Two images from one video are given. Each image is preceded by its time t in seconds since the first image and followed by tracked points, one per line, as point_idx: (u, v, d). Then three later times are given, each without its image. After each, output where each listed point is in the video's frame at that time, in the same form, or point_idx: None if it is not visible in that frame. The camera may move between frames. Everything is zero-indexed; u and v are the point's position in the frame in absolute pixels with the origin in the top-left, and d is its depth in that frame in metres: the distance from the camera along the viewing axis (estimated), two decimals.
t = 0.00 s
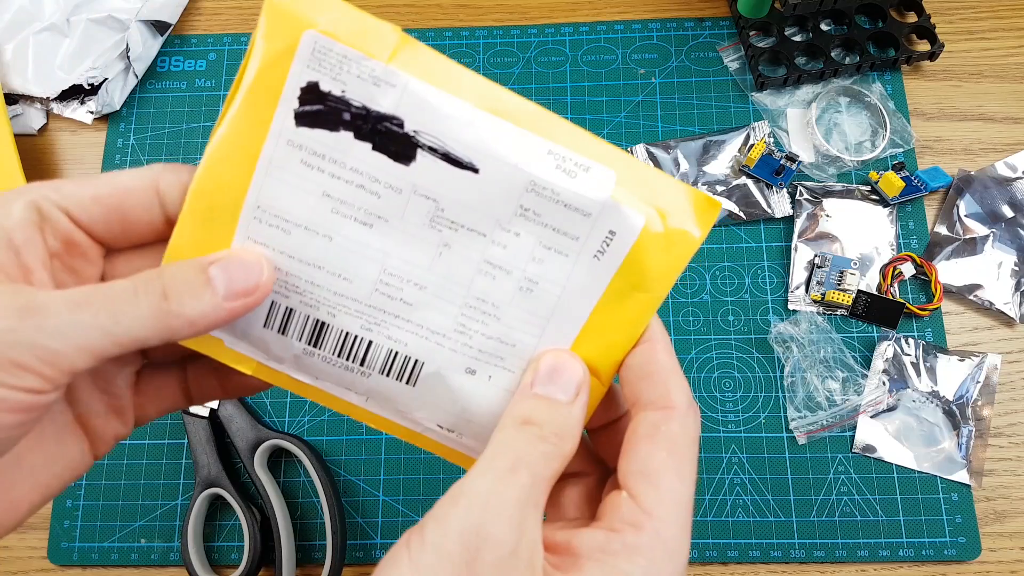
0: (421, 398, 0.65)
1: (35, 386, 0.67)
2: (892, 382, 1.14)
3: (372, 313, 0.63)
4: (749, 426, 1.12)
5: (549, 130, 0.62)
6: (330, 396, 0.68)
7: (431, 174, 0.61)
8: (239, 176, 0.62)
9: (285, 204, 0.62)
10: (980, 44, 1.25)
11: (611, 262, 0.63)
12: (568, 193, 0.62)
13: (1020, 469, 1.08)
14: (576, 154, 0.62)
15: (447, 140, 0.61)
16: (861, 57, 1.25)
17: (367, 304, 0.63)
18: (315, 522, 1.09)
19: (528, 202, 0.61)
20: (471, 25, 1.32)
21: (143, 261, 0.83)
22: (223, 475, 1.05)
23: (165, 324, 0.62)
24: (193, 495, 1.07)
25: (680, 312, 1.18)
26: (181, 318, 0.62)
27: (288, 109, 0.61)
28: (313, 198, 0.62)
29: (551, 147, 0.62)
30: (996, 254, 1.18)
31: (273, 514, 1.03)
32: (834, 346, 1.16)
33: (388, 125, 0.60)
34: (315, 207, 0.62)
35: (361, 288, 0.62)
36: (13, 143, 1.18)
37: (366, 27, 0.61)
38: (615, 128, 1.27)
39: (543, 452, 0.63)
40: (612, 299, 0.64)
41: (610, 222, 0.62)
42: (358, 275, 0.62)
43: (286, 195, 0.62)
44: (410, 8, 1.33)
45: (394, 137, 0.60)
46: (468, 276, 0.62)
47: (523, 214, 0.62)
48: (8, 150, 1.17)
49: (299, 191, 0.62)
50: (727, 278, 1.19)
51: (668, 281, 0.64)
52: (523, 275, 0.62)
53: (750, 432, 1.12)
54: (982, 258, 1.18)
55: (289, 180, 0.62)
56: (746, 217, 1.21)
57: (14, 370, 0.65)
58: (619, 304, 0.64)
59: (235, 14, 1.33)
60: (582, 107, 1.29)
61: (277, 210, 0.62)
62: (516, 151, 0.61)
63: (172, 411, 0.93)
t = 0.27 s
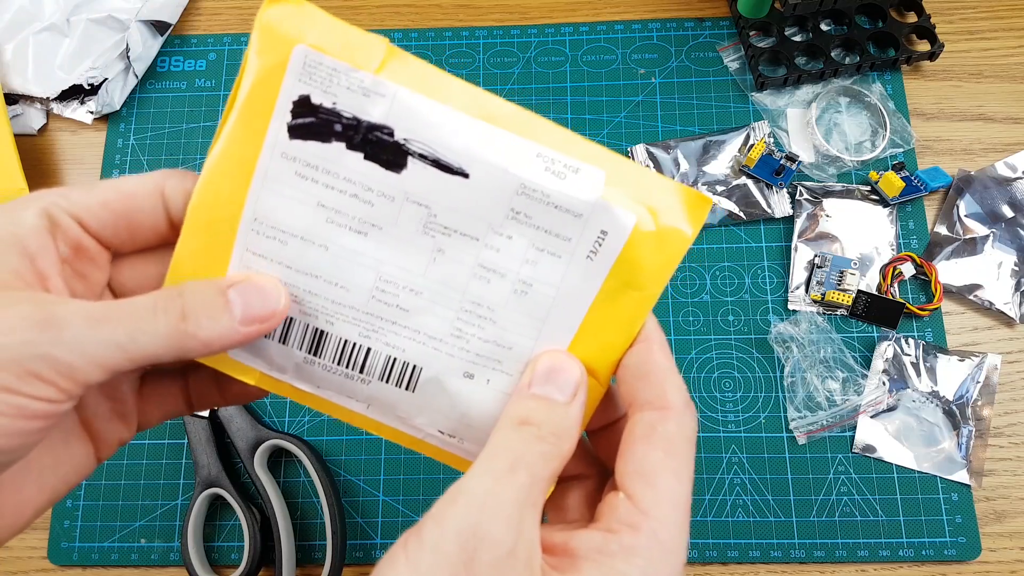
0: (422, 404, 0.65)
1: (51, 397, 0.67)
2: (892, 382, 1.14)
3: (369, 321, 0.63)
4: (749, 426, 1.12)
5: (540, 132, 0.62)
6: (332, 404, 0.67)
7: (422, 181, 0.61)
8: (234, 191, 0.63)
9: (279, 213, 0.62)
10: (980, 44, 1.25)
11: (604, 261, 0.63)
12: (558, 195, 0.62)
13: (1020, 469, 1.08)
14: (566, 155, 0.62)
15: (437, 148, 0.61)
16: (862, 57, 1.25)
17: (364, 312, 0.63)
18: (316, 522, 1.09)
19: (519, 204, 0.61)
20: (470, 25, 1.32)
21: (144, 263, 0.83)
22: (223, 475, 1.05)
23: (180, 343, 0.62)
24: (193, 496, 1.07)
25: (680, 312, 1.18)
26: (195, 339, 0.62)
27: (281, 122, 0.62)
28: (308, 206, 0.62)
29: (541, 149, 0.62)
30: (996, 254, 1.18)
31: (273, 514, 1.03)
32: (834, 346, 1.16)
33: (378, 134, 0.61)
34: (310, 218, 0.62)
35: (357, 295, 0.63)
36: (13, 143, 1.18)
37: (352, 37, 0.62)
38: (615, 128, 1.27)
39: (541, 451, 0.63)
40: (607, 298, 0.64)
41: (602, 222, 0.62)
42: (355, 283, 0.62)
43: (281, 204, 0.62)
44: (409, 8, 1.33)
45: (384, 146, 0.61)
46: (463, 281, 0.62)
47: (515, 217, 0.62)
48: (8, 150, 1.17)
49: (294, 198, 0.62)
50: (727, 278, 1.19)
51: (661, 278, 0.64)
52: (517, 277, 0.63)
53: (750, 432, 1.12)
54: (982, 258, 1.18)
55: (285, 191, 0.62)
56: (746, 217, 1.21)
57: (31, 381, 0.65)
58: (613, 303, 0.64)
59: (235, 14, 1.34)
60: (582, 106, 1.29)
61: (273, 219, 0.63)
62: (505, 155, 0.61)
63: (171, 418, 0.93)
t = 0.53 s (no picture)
0: (406, 410, 0.65)
1: (89, 371, 0.69)
2: (892, 382, 1.14)
3: (344, 328, 0.63)
4: (749, 426, 1.12)
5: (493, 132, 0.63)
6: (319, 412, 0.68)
7: (382, 190, 0.61)
8: (204, 209, 0.64)
9: (248, 221, 0.63)
10: (980, 44, 1.25)
11: (569, 253, 0.63)
12: (516, 189, 0.62)
13: (1019, 469, 1.08)
14: (520, 150, 0.62)
15: (394, 154, 0.61)
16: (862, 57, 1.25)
17: (337, 319, 0.63)
18: (315, 522, 1.09)
19: (479, 203, 0.62)
20: (470, 25, 1.32)
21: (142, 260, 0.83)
22: (223, 475, 1.05)
23: (212, 311, 0.62)
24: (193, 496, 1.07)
25: (680, 312, 1.18)
26: (228, 306, 0.62)
27: (239, 139, 0.62)
28: (273, 213, 0.63)
29: (495, 146, 0.62)
30: (996, 254, 1.18)
31: (272, 514, 1.03)
32: (834, 347, 1.16)
33: (336, 143, 0.61)
34: (278, 229, 0.63)
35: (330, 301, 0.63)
36: (13, 143, 1.18)
37: (303, 49, 0.63)
38: (614, 128, 1.27)
39: (519, 445, 0.63)
40: (576, 290, 0.64)
41: (563, 214, 0.62)
42: (326, 291, 0.63)
43: (249, 212, 0.63)
44: (409, 8, 1.34)
45: (341, 155, 0.61)
46: (433, 286, 0.63)
47: (477, 215, 0.62)
48: (8, 150, 1.17)
49: (262, 205, 0.63)
50: (727, 278, 1.19)
51: (628, 263, 0.64)
52: (485, 275, 0.63)
53: (750, 432, 1.12)
54: (982, 258, 1.18)
55: (247, 207, 0.63)
56: (746, 218, 1.21)
57: (69, 355, 0.67)
58: (581, 295, 0.64)
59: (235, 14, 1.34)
60: (582, 106, 1.28)
61: (243, 229, 0.63)
62: (460, 155, 0.62)
63: (178, 408, 0.93)
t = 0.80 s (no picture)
0: (400, 401, 0.65)
1: (100, 350, 0.68)
2: (892, 382, 1.14)
3: (343, 318, 0.63)
4: (749, 426, 1.12)
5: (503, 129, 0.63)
6: (314, 403, 0.67)
7: (388, 181, 0.62)
8: (210, 198, 0.64)
9: (253, 213, 0.64)
10: (980, 44, 1.25)
11: (570, 253, 0.63)
12: (521, 189, 0.62)
13: (1019, 469, 1.08)
14: (527, 151, 0.63)
15: (402, 148, 0.62)
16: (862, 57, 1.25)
17: (337, 309, 0.63)
18: (315, 522, 1.09)
19: (484, 201, 0.62)
20: (470, 25, 1.32)
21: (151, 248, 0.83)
22: (223, 475, 1.05)
23: (220, 296, 0.62)
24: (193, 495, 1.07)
25: (680, 312, 1.18)
26: (236, 292, 0.62)
27: (253, 129, 0.63)
28: (279, 209, 0.63)
29: (502, 144, 0.63)
30: (996, 254, 1.18)
31: (273, 514, 1.03)
32: (834, 347, 1.16)
33: (347, 135, 0.62)
34: (285, 218, 0.63)
35: (330, 292, 0.63)
36: (13, 143, 1.18)
37: (319, 44, 0.64)
38: (614, 128, 1.27)
39: (514, 448, 0.63)
40: (576, 291, 0.64)
41: (565, 214, 0.62)
42: (327, 281, 0.63)
43: (255, 204, 0.63)
44: (409, 8, 1.34)
45: (352, 146, 0.62)
46: (432, 280, 0.63)
47: (481, 212, 0.62)
48: (8, 150, 1.17)
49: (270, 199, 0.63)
50: (727, 278, 1.19)
51: (627, 267, 0.64)
52: (486, 271, 0.63)
53: (750, 432, 1.12)
54: (982, 258, 1.18)
55: (258, 193, 0.63)
56: (746, 218, 1.21)
57: (78, 333, 0.66)
58: (580, 297, 0.64)
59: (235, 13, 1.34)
60: (582, 106, 1.28)
61: (246, 218, 0.64)
62: (467, 151, 0.62)
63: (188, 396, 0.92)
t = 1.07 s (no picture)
0: (317, 410, 0.62)
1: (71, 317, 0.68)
2: (892, 382, 1.14)
3: (286, 313, 0.62)
4: (749, 426, 1.12)
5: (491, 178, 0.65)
6: (229, 388, 0.64)
7: (373, 193, 0.62)
8: (200, 175, 0.64)
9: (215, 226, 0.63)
10: (980, 44, 1.25)
11: (518, 310, 0.63)
12: (490, 239, 0.63)
13: (1019, 469, 1.08)
14: (507, 205, 0.64)
15: (387, 169, 0.63)
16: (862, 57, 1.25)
17: (283, 302, 0.62)
18: (315, 522, 1.09)
19: (453, 240, 0.63)
20: (470, 25, 1.33)
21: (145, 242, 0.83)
22: (223, 475, 1.05)
23: (194, 271, 0.60)
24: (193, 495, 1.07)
25: (680, 312, 1.18)
26: (211, 269, 0.60)
27: (264, 118, 0.64)
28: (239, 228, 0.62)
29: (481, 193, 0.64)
30: (996, 254, 1.18)
31: (272, 514, 1.03)
32: (834, 347, 1.16)
33: (345, 147, 0.63)
34: (262, 208, 0.63)
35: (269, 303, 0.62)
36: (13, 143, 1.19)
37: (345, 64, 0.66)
38: (614, 128, 1.27)
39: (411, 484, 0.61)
40: (515, 346, 0.63)
41: (523, 272, 0.63)
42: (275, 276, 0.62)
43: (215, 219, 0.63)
44: (409, 8, 1.34)
45: (348, 156, 0.63)
46: (380, 299, 0.61)
47: (447, 249, 0.62)
48: (8, 150, 1.18)
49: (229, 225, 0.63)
50: (727, 278, 1.19)
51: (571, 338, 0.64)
52: (434, 304, 0.62)
53: (750, 432, 1.12)
54: (982, 258, 1.18)
55: (249, 176, 0.63)
56: (746, 218, 1.21)
57: (52, 299, 0.66)
58: (512, 358, 0.63)
59: (235, 14, 1.34)
60: (582, 106, 1.28)
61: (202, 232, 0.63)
62: (447, 192, 0.63)
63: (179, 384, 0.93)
